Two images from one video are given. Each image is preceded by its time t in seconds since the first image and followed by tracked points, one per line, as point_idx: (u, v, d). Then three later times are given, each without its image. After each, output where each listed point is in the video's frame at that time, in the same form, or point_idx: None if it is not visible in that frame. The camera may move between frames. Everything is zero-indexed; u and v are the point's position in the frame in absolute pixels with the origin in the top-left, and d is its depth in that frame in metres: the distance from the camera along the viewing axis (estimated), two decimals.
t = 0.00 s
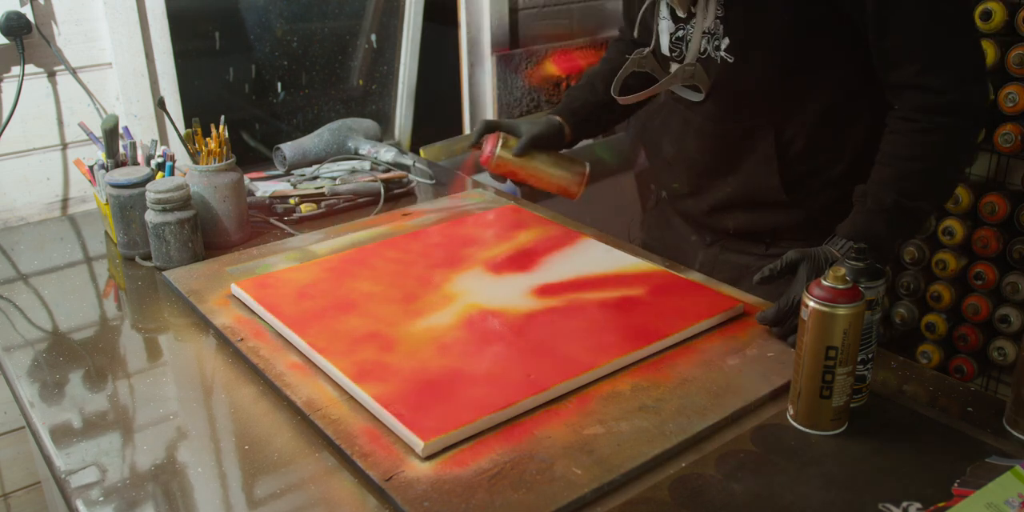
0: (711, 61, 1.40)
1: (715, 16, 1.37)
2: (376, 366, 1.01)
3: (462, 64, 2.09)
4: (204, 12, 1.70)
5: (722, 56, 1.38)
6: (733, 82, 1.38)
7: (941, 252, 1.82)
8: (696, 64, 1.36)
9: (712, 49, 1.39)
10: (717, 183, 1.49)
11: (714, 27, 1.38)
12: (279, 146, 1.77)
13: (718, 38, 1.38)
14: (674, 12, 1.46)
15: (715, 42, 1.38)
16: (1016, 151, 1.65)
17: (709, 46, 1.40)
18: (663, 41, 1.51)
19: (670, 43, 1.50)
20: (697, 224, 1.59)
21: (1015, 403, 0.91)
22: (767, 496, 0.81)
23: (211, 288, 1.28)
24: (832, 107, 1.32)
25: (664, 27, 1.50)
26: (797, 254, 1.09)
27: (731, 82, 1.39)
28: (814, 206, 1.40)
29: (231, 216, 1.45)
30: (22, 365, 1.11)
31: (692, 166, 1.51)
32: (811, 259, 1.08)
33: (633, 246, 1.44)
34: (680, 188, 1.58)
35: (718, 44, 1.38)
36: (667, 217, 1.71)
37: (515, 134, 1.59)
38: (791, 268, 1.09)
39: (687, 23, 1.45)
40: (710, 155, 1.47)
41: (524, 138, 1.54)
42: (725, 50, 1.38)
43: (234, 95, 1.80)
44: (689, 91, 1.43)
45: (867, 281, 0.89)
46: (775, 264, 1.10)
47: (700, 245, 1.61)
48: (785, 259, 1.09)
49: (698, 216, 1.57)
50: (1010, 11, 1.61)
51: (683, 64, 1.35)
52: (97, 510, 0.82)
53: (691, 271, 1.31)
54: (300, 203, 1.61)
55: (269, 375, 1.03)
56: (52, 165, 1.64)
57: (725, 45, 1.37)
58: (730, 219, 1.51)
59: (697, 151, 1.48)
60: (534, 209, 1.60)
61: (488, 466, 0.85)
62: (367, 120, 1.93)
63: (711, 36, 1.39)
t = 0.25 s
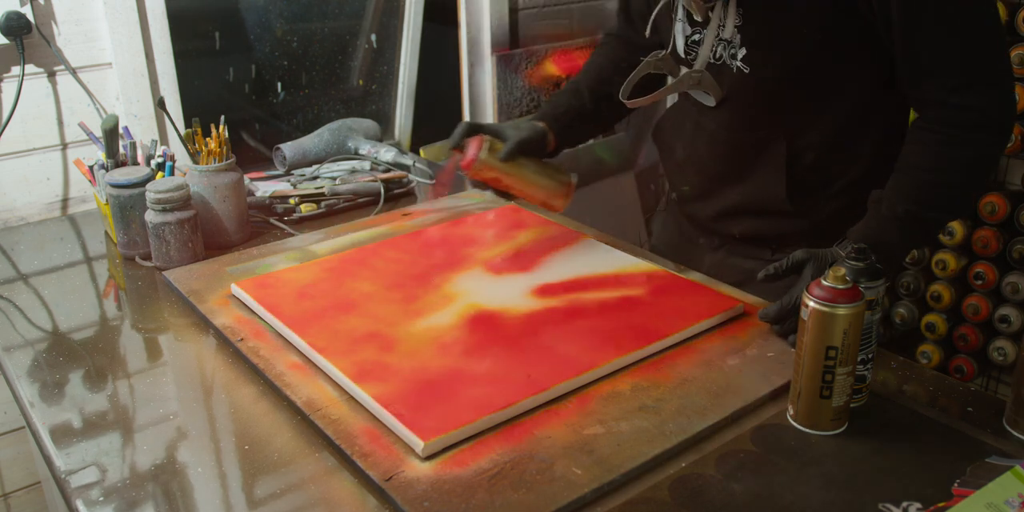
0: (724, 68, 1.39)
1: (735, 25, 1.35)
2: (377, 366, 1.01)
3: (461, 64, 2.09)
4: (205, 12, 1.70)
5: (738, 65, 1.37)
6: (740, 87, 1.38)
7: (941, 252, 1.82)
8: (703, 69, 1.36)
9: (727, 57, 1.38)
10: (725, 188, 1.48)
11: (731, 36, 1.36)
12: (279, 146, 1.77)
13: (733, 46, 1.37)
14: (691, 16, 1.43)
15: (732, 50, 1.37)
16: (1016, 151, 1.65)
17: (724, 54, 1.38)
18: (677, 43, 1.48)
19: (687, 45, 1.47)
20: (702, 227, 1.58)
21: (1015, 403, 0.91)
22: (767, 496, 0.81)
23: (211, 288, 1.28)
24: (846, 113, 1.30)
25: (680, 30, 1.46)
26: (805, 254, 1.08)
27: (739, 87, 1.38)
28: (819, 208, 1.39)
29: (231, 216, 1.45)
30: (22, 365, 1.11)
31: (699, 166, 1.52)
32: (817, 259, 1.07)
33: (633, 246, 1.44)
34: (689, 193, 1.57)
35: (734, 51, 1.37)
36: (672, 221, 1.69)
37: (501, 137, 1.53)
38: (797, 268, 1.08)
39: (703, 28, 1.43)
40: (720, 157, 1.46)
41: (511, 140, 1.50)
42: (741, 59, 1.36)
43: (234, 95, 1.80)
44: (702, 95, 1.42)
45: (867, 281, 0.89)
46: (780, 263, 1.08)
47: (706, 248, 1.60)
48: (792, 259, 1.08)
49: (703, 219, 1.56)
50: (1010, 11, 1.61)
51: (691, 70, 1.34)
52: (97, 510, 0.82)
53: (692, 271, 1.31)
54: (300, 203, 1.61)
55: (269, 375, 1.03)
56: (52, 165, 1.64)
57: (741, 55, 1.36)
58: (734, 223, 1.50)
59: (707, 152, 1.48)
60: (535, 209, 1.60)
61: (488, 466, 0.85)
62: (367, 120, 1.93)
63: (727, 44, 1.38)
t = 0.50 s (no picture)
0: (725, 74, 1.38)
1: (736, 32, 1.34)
2: (376, 366, 1.01)
3: (462, 64, 2.13)
4: (205, 12, 1.70)
5: (741, 72, 1.36)
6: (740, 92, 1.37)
7: (941, 251, 1.82)
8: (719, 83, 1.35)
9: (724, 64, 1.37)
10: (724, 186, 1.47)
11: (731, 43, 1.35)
12: (279, 146, 1.77)
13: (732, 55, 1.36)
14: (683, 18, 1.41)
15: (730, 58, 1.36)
16: (1016, 151, 1.65)
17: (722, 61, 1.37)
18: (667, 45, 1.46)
19: (675, 48, 1.45)
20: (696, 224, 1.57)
21: (1015, 403, 0.91)
22: (767, 496, 0.81)
23: (211, 288, 1.28)
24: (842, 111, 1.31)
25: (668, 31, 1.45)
26: (807, 254, 1.07)
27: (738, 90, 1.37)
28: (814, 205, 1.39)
29: (231, 216, 1.45)
30: (22, 365, 1.11)
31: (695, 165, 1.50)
32: (821, 259, 1.06)
33: (633, 246, 1.44)
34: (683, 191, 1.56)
35: (734, 59, 1.36)
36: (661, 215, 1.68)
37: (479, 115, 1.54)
38: (800, 268, 1.07)
39: (694, 31, 1.41)
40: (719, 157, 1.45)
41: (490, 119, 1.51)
42: (745, 67, 1.35)
43: (233, 94, 1.80)
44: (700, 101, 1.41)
45: (867, 281, 0.89)
46: (784, 262, 1.08)
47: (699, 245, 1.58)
48: (795, 259, 1.07)
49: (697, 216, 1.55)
50: (1010, 11, 1.61)
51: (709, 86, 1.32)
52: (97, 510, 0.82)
53: (691, 272, 1.31)
54: (300, 203, 1.61)
55: (269, 375, 1.03)
56: (52, 165, 1.64)
57: (744, 62, 1.35)
58: (733, 221, 1.48)
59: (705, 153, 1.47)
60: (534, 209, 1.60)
61: (488, 466, 0.85)
62: (367, 120, 1.92)
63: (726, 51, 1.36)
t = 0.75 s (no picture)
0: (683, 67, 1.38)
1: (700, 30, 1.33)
2: (376, 366, 1.01)
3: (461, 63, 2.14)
4: (204, 12, 1.70)
5: (708, 69, 1.35)
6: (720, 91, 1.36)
7: (941, 251, 1.82)
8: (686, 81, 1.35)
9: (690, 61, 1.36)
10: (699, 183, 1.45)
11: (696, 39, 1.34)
12: (279, 146, 1.77)
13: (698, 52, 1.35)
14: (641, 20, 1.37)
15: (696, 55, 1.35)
16: (1016, 151, 1.65)
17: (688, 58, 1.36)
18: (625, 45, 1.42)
19: (632, 47, 1.41)
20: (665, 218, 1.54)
21: (1015, 403, 0.91)
22: (768, 496, 0.81)
23: (211, 288, 1.28)
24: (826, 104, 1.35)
25: (624, 31, 1.40)
26: (805, 252, 1.05)
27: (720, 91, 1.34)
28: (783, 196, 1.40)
29: (231, 216, 1.45)
30: (22, 365, 1.11)
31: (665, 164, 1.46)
32: (818, 258, 1.05)
33: (633, 246, 1.44)
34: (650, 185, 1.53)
35: (701, 56, 1.35)
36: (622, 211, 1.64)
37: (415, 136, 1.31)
38: (797, 268, 1.06)
39: (654, 33, 1.38)
40: (698, 153, 1.42)
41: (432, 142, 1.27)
42: (711, 63, 1.34)
43: (234, 94, 1.81)
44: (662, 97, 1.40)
45: (867, 281, 0.89)
46: (781, 261, 1.07)
47: (664, 235, 1.56)
48: (792, 259, 1.05)
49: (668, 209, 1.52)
50: (1010, 11, 1.61)
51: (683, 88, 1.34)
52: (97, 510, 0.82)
53: (691, 271, 1.31)
54: (300, 203, 1.61)
55: (269, 375, 1.03)
56: (52, 165, 1.64)
57: (710, 59, 1.34)
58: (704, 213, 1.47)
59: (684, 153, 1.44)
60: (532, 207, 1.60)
61: (488, 466, 0.85)
62: (367, 119, 1.91)
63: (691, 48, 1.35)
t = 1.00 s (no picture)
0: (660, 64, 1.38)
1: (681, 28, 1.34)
2: (376, 366, 1.01)
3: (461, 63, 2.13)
4: (204, 12, 1.70)
5: (687, 65, 1.35)
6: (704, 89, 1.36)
7: (941, 252, 1.82)
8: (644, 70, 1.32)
9: (668, 58, 1.37)
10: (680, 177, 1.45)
11: (673, 36, 1.35)
12: (279, 146, 1.76)
13: (676, 49, 1.36)
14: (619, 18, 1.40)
15: (674, 52, 1.36)
16: (1016, 151, 1.65)
17: (665, 54, 1.37)
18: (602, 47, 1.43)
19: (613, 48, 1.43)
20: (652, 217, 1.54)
21: (1015, 403, 0.91)
22: (768, 496, 0.81)
23: (211, 288, 1.28)
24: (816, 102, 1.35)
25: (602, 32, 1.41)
26: (799, 251, 1.05)
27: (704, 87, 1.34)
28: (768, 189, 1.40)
29: (231, 216, 1.45)
30: (22, 365, 1.11)
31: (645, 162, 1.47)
32: (812, 258, 1.04)
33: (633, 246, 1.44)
34: (635, 187, 1.52)
35: (679, 54, 1.36)
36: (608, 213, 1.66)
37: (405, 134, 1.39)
38: (793, 267, 1.06)
39: (631, 31, 1.40)
40: (685, 152, 1.41)
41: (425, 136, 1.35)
42: (691, 60, 1.35)
43: (233, 94, 1.81)
44: (635, 95, 1.41)
45: (867, 281, 0.89)
46: (776, 261, 1.06)
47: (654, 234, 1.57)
48: (786, 258, 1.05)
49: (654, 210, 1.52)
50: (1010, 11, 1.61)
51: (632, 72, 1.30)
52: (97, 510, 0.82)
53: (691, 271, 1.31)
54: (300, 203, 1.61)
55: (269, 375, 1.03)
56: (52, 165, 1.64)
57: (689, 55, 1.35)
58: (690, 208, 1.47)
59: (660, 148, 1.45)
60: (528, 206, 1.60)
61: (488, 466, 0.85)
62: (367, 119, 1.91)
63: (667, 45, 1.36)
